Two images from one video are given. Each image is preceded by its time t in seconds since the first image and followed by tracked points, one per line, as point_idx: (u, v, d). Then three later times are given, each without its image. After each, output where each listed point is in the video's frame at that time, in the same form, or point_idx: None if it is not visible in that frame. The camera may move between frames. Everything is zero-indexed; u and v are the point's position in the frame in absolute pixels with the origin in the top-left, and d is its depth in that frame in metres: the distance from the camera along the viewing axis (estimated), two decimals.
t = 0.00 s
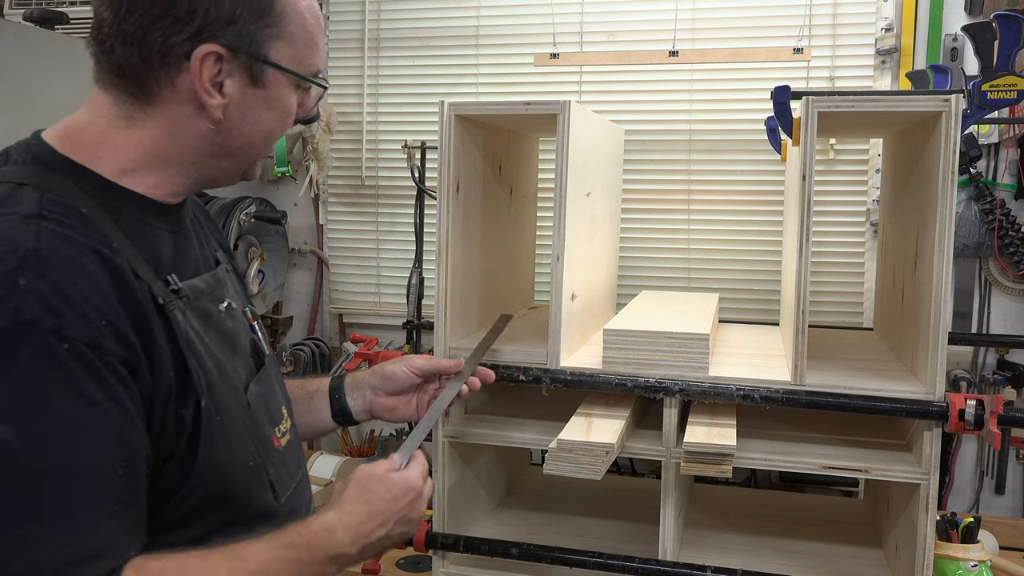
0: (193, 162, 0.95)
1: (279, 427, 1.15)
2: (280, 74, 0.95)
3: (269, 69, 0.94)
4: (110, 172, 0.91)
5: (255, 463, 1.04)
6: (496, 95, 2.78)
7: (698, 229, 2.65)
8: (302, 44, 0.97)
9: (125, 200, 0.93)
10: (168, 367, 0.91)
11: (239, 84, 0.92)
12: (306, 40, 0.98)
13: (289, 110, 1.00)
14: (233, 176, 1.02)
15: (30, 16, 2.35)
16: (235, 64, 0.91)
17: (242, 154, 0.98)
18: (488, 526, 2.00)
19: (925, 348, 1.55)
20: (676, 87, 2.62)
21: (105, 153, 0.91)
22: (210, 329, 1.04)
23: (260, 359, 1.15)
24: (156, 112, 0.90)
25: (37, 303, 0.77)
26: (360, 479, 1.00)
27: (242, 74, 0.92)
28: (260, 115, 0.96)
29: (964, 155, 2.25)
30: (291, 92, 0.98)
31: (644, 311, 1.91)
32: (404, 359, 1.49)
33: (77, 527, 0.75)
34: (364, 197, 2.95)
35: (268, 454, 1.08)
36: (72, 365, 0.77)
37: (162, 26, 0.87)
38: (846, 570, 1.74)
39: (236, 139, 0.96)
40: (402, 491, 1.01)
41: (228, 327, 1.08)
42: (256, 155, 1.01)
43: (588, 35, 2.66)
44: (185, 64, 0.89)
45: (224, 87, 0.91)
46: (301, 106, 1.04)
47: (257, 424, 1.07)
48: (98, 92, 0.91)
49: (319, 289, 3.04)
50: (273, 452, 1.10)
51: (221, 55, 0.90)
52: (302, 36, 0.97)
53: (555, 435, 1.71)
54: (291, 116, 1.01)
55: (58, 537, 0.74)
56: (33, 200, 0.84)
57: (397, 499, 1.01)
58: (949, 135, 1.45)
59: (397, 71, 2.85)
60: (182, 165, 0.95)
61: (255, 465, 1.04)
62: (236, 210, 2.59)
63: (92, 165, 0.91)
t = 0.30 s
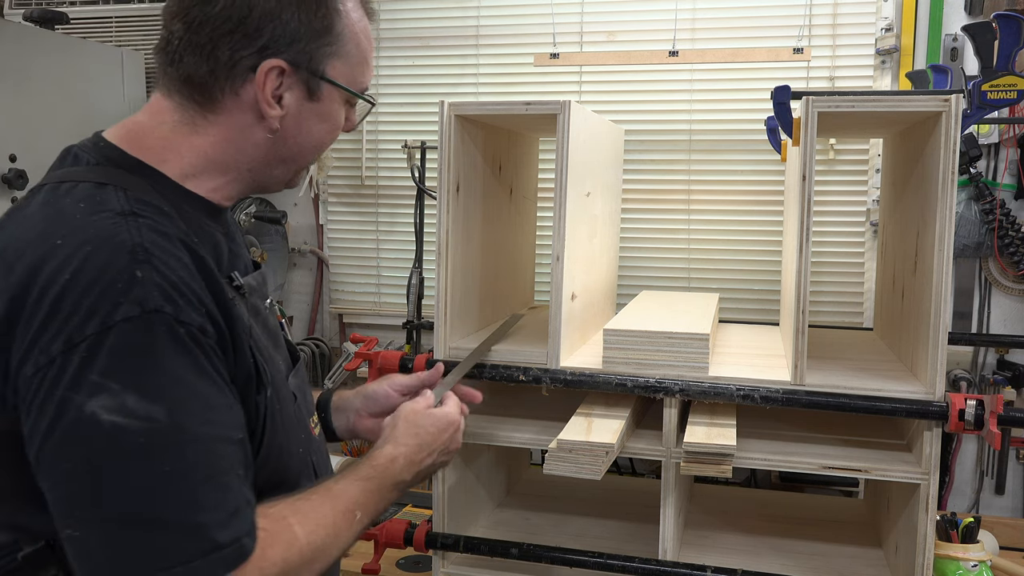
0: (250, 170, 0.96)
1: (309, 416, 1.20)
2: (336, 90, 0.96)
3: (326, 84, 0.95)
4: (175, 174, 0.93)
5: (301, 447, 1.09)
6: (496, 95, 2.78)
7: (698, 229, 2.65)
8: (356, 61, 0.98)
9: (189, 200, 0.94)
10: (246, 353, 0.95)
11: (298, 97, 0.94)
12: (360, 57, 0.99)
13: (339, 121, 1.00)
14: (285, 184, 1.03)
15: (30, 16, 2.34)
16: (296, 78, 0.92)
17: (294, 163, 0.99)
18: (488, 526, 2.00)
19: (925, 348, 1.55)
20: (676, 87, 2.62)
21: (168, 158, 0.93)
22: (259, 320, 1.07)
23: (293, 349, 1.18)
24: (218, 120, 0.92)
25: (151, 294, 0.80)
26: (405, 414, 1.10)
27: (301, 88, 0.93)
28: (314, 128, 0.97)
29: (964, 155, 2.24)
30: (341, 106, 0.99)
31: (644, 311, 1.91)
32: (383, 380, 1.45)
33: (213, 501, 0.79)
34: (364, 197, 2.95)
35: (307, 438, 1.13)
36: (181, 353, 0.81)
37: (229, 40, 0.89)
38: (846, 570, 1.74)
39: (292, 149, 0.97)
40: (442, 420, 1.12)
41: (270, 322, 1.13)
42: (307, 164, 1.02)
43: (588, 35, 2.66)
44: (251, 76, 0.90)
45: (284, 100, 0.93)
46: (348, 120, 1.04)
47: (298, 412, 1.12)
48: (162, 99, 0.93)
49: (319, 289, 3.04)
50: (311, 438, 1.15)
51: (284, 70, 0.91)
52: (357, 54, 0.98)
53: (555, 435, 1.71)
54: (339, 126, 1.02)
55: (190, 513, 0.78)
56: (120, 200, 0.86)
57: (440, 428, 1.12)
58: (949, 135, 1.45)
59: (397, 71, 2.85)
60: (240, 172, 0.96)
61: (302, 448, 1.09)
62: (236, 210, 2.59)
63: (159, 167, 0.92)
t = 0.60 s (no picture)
0: (283, 177, 1.02)
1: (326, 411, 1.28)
2: (367, 103, 1.03)
3: (359, 96, 1.01)
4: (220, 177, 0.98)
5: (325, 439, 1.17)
6: (496, 95, 2.78)
7: (698, 229, 2.65)
8: (386, 77, 1.05)
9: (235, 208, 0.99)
10: (294, 342, 1.02)
11: (332, 107, 1.00)
12: (390, 74, 1.06)
13: (368, 134, 1.07)
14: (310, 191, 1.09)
15: (30, 16, 2.34)
16: (332, 89, 0.98)
17: (323, 171, 1.05)
18: (488, 526, 2.00)
19: (925, 348, 1.55)
20: (676, 87, 2.62)
21: (210, 163, 0.98)
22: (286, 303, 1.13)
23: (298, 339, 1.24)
24: (256, 127, 0.97)
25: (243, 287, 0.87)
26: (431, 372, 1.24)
27: (336, 99, 0.99)
28: (344, 138, 1.03)
29: (964, 155, 2.24)
30: (372, 118, 1.06)
31: (644, 311, 1.91)
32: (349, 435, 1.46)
33: (331, 467, 0.87)
34: (364, 198, 2.95)
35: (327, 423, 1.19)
36: (270, 341, 0.88)
37: (270, 51, 0.95)
38: (846, 570, 1.74)
39: (322, 157, 1.03)
40: (462, 374, 1.28)
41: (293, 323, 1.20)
42: (333, 173, 1.08)
43: (588, 35, 2.66)
44: (291, 85, 0.96)
45: (319, 110, 0.99)
46: (375, 132, 1.11)
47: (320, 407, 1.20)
48: (201, 106, 0.99)
49: (319, 289, 3.03)
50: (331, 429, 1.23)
51: (321, 81, 0.97)
52: (388, 70, 1.05)
53: (555, 435, 1.71)
54: (366, 139, 1.08)
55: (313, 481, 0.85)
56: (186, 203, 0.92)
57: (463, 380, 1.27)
58: (949, 135, 1.45)
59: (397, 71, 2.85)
60: (274, 179, 1.02)
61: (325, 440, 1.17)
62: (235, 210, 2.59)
63: (202, 169, 0.98)
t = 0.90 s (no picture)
0: (308, 181, 1.12)
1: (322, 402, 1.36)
2: (391, 115, 1.13)
3: (383, 108, 1.11)
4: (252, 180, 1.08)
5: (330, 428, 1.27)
6: (496, 95, 2.78)
7: (698, 229, 2.65)
8: (411, 90, 1.15)
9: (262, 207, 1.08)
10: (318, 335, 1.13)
11: (357, 118, 1.09)
12: (414, 87, 1.16)
13: (389, 145, 1.18)
14: (330, 196, 1.19)
15: (30, 16, 2.34)
16: (358, 101, 1.08)
17: (345, 179, 1.16)
18: (488, 526, 2.00)
19: (925, 348, 1.55)
20: (676, 88, 2.62)
21: (242, 166, 1.08)
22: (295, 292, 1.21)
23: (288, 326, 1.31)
24: (286, 135, 1.07)
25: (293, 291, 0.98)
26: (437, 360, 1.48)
27: (361, 110, 1.09)
28: (368, 147, 1.14)
29: (964, 155, 2.24)
30: (394, 128, 1.16)
31: (645, 311, 1.91)
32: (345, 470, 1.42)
33: (372, 452, 0.99)
34: (364, 198, 2.95)
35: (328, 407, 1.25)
36: (315, 340, 1.00)
37: (302, 62, 1.04)
38: (846, 570, 1.74)
39: (345, 163, 1.13)
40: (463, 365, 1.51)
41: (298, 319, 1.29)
42: (353, 180, 1.18)
43: (588, 35, 2.66)
44: (321, 96, 1.05)
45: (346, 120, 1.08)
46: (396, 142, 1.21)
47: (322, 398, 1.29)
48: (232, 111, 1.08)
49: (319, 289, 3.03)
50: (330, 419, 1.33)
51: (348, 93, 1.06)
52: (412, 83, 1.15)
53: (555, 435, 1.71)
54: (387, 149, 1.19)
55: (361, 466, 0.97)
56: (232, 210, 1.01)
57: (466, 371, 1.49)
58: (949, 135, 1.45)
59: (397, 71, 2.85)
60: (299, 184, 1.11)
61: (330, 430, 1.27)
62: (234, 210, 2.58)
63: (234, 171, 1.07)
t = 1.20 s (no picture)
0: (320, 185, 1.14)
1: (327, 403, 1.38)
2: (403, 120, 1.16)
3: (396, 114, 1.14)
4: (267, 181, 1.11)
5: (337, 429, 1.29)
6: (496, 95, 2.78)
7: (698, 229, 2.65)
8: (422, 96, 1.18)
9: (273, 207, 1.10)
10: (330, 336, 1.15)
11: (371, 124, 1.12)
12: (425, 93, 1.19)
13: (399, 149, 1.20)
14: (340, 199, 1.21)
15: (30, 16, 2.34)
16: (372, 107, 1.10)
17: (356, 181, 1.18)
18: (488, 526, 2.00)
19: (925, 347, 1.55)
20: (676, 88, 2.62)
21: (257, 168, 1.10)
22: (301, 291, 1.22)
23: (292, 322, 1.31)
24: (300, 139, 1.10)
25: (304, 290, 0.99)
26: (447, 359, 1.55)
27: (375, 116, 1.12)
28: (380, 152, 1.16)
29: (964, 155, 2.24)
30: (405, 133, 1.19)
31: (645, 311, 1.91)
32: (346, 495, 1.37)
33: (380, 452, 1.00)
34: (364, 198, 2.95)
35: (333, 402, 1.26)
36: (327, 340, 1.01)
37: (318, 68, 1.06)
38: (846, 570, 1.74)
39: (357, 168, 1.15)
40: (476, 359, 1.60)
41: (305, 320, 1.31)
42: (364, 182, 1.20)
43: (588, 35, 2.66)
44: (337, 102, 1.08)
45: (360, 126, 1.11)
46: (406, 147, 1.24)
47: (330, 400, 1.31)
48: (246, 115, 1.10)
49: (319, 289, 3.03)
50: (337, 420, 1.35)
51: (363, 99, 1.09)
52: (424, 89, 1.18)
53: (555, 435, 1.71)
54: (398, 152, 1.21)
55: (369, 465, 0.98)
56: (247, 211, 1.02)
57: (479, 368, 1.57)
58: (949, 135, 1.45)
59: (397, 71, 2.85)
60: (312, 187, 1.14)
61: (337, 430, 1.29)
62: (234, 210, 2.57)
63: (249, 173, 1.10)
